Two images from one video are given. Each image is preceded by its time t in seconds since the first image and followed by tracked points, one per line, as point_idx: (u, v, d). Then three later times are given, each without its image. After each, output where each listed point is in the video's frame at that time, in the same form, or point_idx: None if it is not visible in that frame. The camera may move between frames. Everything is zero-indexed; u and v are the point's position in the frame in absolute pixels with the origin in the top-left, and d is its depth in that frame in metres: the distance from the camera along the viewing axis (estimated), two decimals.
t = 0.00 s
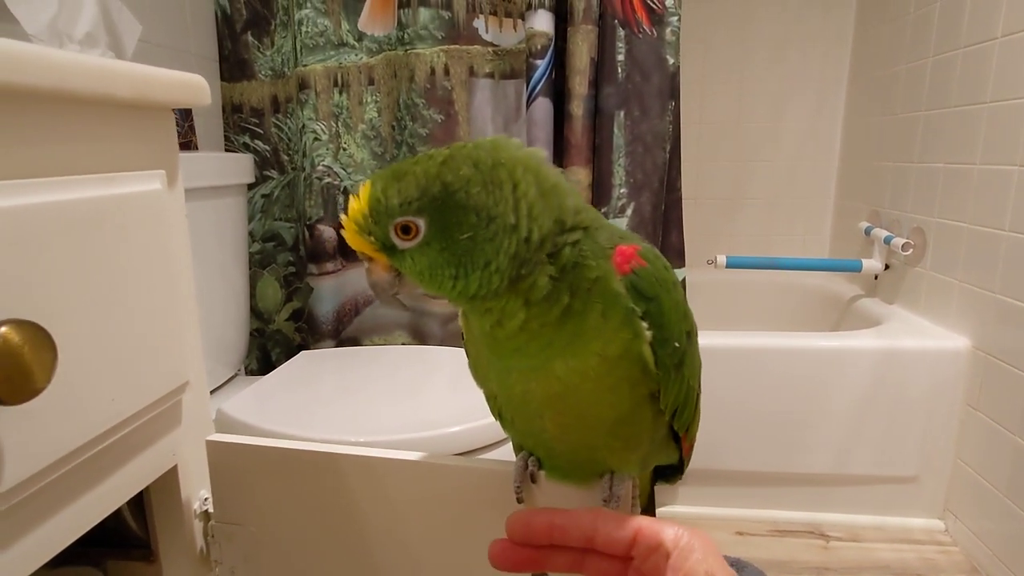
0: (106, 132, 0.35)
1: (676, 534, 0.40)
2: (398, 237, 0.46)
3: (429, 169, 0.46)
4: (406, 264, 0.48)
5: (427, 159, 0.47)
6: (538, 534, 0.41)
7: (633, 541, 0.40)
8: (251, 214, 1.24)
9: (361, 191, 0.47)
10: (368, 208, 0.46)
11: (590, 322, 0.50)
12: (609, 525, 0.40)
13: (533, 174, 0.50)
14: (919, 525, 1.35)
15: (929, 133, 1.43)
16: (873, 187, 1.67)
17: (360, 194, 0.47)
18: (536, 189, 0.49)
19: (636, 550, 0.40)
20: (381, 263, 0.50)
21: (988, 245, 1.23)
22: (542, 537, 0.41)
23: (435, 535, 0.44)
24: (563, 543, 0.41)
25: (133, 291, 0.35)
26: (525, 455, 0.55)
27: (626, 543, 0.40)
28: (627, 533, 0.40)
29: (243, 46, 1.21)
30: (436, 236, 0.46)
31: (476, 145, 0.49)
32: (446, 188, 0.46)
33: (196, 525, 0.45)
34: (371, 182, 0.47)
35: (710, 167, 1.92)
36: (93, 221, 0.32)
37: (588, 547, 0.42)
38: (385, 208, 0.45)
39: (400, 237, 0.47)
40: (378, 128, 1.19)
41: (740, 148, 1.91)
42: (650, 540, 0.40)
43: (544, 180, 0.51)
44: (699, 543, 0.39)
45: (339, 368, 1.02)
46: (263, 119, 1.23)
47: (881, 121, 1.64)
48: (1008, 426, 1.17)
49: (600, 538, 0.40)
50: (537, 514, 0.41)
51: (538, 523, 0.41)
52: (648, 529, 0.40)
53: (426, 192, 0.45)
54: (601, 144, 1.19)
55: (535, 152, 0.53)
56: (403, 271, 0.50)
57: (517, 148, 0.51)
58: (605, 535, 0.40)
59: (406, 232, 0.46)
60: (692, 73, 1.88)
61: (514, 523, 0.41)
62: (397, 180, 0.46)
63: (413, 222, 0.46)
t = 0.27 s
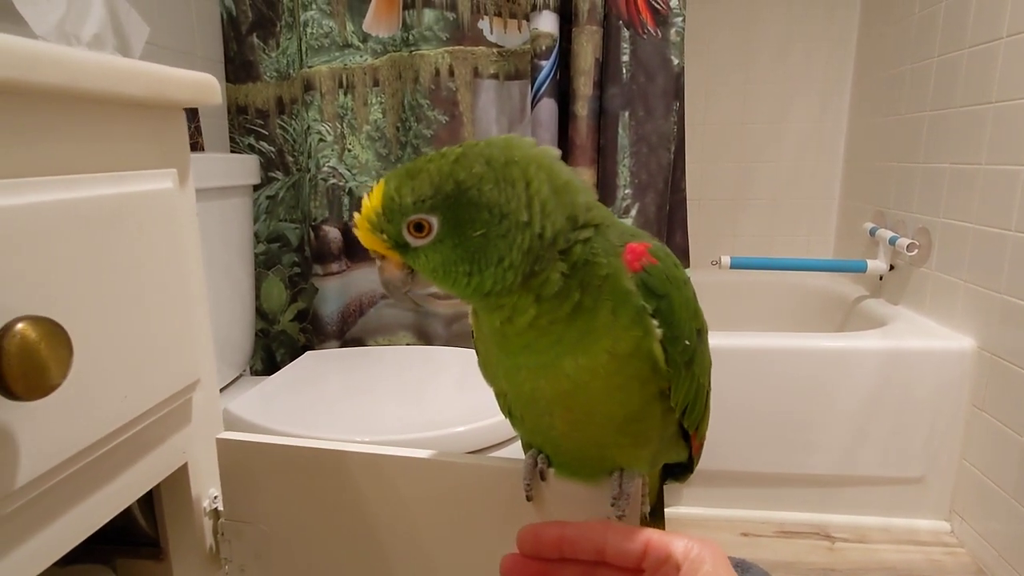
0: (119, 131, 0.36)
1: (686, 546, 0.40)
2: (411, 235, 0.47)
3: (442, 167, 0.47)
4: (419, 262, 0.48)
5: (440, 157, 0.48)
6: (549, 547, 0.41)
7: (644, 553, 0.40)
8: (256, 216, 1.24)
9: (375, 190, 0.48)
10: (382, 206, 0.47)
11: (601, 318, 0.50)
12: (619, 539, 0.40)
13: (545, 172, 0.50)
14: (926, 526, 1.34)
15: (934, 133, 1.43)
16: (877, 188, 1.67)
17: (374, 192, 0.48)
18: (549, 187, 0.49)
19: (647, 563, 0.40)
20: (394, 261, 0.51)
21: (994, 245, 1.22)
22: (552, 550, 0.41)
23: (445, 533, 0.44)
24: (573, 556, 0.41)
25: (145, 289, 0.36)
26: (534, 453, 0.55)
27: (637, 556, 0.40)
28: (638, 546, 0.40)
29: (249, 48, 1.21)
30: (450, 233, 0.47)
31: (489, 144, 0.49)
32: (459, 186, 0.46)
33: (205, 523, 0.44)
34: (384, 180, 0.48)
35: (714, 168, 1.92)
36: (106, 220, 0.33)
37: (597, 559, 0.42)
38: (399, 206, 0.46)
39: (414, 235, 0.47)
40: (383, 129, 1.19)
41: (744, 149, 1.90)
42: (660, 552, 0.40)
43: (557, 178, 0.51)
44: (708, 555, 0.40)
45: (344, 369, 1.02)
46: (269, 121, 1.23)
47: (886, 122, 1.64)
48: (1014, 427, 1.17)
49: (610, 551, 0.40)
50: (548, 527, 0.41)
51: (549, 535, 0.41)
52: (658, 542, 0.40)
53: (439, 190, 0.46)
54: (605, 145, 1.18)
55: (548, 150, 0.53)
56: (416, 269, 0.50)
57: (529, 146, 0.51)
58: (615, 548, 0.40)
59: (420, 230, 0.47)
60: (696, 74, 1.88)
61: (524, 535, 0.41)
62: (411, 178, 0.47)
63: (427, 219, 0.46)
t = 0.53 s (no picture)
0: (133, 139, 0.36)
1: (694, 550, 0.41)
2: (422, 241, 0.47)
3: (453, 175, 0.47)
4: (430, 267, 0.49)
5: (450, 164, 0.48)
6: (556, 550, 0.41)
7: (651, 556, 0.41)
8: (261, 218, 1.25)
9: (387, 197, 0.48)
10: (394, 213, 0.47)
11: (608, 323, 0.51)
12: (625, 540, 0.41)
13: (553, 179, 0.51)
14: (929, 528, 1.34)
15: (936, 136, 1.43)
16: (880, 190, 1.67)
17: (386, 199, 0.48)
18: (557, 194, 0.50)
19: (654, 565, 0.41)
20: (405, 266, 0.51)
21: (997, 248, 1.23)
22: (559, 554, 0.42)
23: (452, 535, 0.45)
24: (580, 560, 0.42)
25: (158, 295, 0.36)
26: (541, 456, 0.56)
27: (644, 558, 0.41)
28: (644, 548, 0.41)
29: (254, 52, 1.22)
30: (460, 240, 0.47)
31: (498, 151, 0.49)
32: (470, 193, 0.46)
33: (215, 525, 0.45)
34: (396, 187, 0.48)
35: (717, 170, 1.93)
36: (121, 227, 0.33)
37: (605, 563, 0.42)
38: (411, 213, 0.46)
39: (425, 242, 0.47)
40: (387, 132, 1.20)
41: (746, 151, 1.91)
42: (667, 555, 0.41)
43: (564, 185, 0.51)
44: (715, 558, 0.41)
45: (348, 371, 1.03)
46: (273, 124, 1.24)
47: (889, 124, 1.64)
48: (1016, 429, 1.17)
49: (617, 553, 0.41)
50: (554, 530, 0.42)
51: (556, 538, 0.41)
52: (665, 545, 0.41)
53: (451, 197, 0.46)
54: (608, 148, 1.19)
55: (555, 158, 0.54)
56: (426, 274, 0.51)
57: (538, 154, 0.52)
58: (622, 550, 0.41)
59: (430, 236, 0.47)
60: (698, 77, 1.89)
61: (531, 539, 0.42)
62: (422, 185, 0.47)
63: (438, 226, 0.47)
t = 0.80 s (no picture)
0: (132, 142, 0.36)
1: (686, 557, 0.41)
2: (418, 245, 0.47)
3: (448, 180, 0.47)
4: (425, 271, 0.49)
5: (447, 169, 0.48)
6: (550, 557, 0.41)
7: (644, 564, 0.40)
8: (262, 219, 1.25)
9: (383, 201, 0.48)
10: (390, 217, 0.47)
11: (602, 327, 0.51)
12: (618, 547, 0.41)
13: (549, 185, 0.51)
14: (929, 529, 1.34)
15: (937, 137, 1.43)
16: (881, 191, 1.67)
17: (382, 203, 0.48)
18: (553, 199, 0.50)
19: (647, 572, 0.40)
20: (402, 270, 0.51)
21: (998, 248, 1.22)
22: (553, 559, 0.42)
23: (449, 536, 0.45)
24: (574, 565, 0.42)
25: (156, 297, 0.37)
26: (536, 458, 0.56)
27: (637, 566, 0.40)
28: (636, 555, 0.40)
29: (255, 54, 1.22)
30: (455, 244, 0.47)
31: (493, 156, 0.50)
32: (465, 198, 0.47)
33: (213, 526, 0.45)
34: (393, 191, 0.48)
35: (717, 171, 1.93)
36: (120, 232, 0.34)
37: (599, 569, 0.42)
38: (407, 217, 0.46)
39: (420, 245, 0.47)
40: (388, 133, 1.20)
41: (747, 152, 1.91)
42: (660, 562, 0.40)
43: (560, 190, 0.51)
44: (708, 566, 0.40)
45: (348, 372, 1.03)
46: (274, 125, 1.24)
47: (889, 125, 1.64)
48: (1017, 430, 1.17)
49: (610, 560, 0.41)
50: (548, 536, 0.42)
51: (549, 544, 0.41)
52: (658, 552, 0.40)
53: (446, 202, 0.46)
54: (608, 149, 1.19)
55: (552, 163, 0.54)
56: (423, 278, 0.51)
57: (534, 159, 0.52)
58: (614, 557, 0.41)
59: (426, 240, 0.47)
60: (699, 78, 1.89)
61: (526, 543, 0.42)
62: (418, 190, 0.47)
63: (433, 230, 0.47)
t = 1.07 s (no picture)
0: (134, 144, 0.36)
1: (694, 566, 0.42)
2: (422, 248, 0.47)
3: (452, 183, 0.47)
4: (430, 274, 0.49)
5: (450, 171, 0.48)
6: (560, 566, 0.41)
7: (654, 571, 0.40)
8: (263, 220, 1.25)
9: (387, 203, 0.48)
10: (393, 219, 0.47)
11: (607, 330, 0.51)
12: (628, 555, 0.41)
13: (554, 187, 0.51)
14: (932, 531, 1.34)
15: (940, 137, 1.43)
16: (883, 191, 1.66)
17: (386, 205, 0.48)
18: (557, 201, 0.50)
19: None
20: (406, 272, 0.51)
21: (1001, 249, 1.22)
22: (562, 568, 0.41)
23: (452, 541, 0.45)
24: None
25: (158, 301, 0.36)
26: (541, 462, 0.55)
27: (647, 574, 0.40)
28: (647, 563, 0.40)
29: (256, 54, 1.22)
30: (460, 246, 0.47)
31: (496, 158, 0.49)
32: (469, 200, 0.46)
33: (215, 531, 0.45)
34: (396, 193, 0.48)
35: (719, 171, 1.92)
36: (122, 235, 0.33)
37: None
38: (411, 219, 0.46)
39: (424, 248, 0.47)
40: (389, 134, 1.20)
41: (749, 152, 1.90)
42: (671, 569, 0.41)
43: (565, 192, 0.51)
44: None
45: (350, 373, 1.03)
46: (276, 126, 1.24)
47: (892, 125, 1.63)
48: (1021, 431, 1.16)
49: (621, 569, 0.41)
50: (558, 543, 0.42)
51: (560, 552, 0.41)
52: (667, 560, 0.41)
53: (450, 204, 0.46)
54: (610, 149, 1.19)
55: (556, 164, 0.54)
56: (426, 280, 0.51)
57: (538, 161, 0.52)
58: (625, 564, 0.41)
59: (430, 243, 0.47)
60: (700, 78, 1.88)
61: (535, 551, 0.42)
62: (422, 192, 0.47)
63: (437, 233, 0.46)
